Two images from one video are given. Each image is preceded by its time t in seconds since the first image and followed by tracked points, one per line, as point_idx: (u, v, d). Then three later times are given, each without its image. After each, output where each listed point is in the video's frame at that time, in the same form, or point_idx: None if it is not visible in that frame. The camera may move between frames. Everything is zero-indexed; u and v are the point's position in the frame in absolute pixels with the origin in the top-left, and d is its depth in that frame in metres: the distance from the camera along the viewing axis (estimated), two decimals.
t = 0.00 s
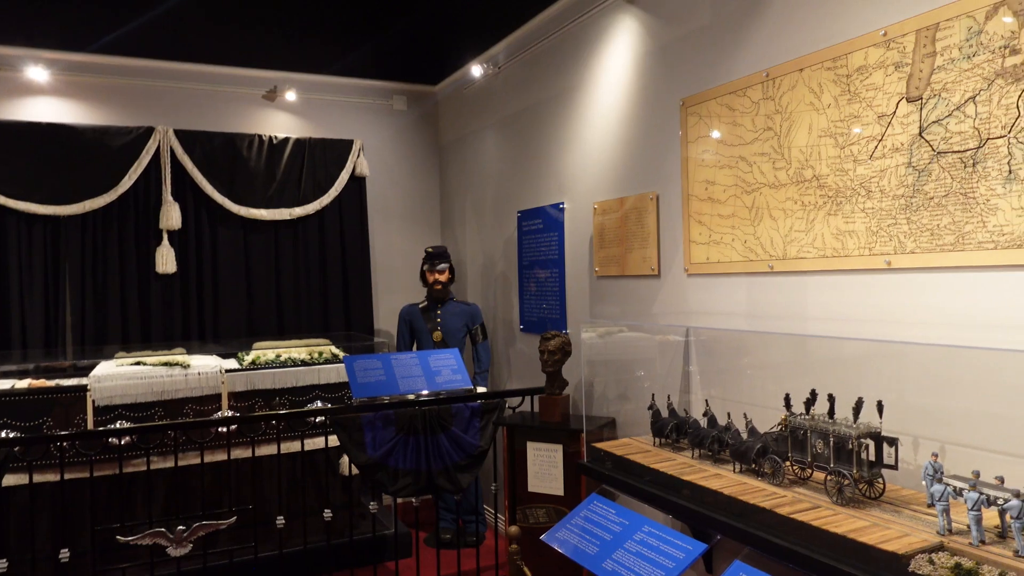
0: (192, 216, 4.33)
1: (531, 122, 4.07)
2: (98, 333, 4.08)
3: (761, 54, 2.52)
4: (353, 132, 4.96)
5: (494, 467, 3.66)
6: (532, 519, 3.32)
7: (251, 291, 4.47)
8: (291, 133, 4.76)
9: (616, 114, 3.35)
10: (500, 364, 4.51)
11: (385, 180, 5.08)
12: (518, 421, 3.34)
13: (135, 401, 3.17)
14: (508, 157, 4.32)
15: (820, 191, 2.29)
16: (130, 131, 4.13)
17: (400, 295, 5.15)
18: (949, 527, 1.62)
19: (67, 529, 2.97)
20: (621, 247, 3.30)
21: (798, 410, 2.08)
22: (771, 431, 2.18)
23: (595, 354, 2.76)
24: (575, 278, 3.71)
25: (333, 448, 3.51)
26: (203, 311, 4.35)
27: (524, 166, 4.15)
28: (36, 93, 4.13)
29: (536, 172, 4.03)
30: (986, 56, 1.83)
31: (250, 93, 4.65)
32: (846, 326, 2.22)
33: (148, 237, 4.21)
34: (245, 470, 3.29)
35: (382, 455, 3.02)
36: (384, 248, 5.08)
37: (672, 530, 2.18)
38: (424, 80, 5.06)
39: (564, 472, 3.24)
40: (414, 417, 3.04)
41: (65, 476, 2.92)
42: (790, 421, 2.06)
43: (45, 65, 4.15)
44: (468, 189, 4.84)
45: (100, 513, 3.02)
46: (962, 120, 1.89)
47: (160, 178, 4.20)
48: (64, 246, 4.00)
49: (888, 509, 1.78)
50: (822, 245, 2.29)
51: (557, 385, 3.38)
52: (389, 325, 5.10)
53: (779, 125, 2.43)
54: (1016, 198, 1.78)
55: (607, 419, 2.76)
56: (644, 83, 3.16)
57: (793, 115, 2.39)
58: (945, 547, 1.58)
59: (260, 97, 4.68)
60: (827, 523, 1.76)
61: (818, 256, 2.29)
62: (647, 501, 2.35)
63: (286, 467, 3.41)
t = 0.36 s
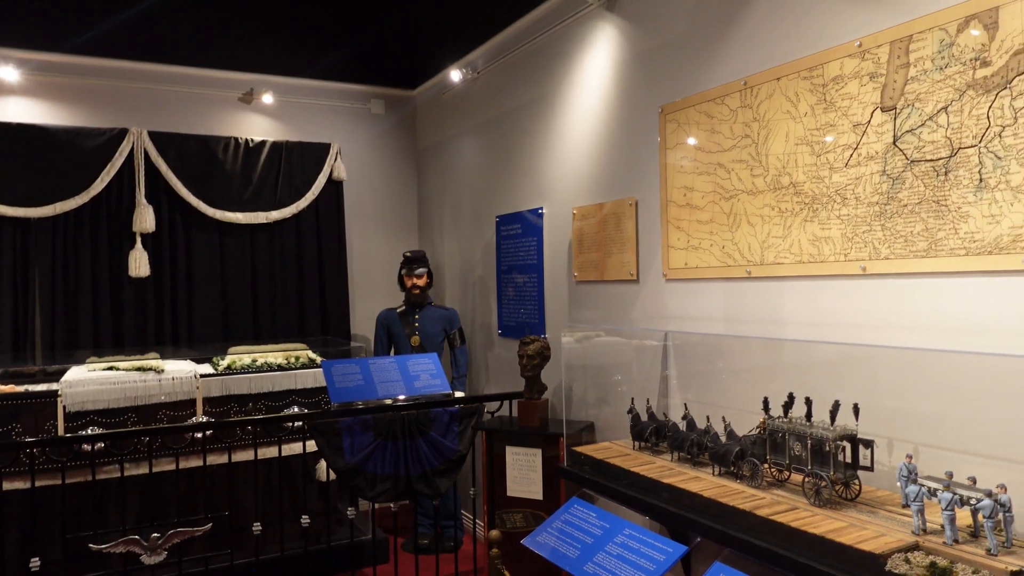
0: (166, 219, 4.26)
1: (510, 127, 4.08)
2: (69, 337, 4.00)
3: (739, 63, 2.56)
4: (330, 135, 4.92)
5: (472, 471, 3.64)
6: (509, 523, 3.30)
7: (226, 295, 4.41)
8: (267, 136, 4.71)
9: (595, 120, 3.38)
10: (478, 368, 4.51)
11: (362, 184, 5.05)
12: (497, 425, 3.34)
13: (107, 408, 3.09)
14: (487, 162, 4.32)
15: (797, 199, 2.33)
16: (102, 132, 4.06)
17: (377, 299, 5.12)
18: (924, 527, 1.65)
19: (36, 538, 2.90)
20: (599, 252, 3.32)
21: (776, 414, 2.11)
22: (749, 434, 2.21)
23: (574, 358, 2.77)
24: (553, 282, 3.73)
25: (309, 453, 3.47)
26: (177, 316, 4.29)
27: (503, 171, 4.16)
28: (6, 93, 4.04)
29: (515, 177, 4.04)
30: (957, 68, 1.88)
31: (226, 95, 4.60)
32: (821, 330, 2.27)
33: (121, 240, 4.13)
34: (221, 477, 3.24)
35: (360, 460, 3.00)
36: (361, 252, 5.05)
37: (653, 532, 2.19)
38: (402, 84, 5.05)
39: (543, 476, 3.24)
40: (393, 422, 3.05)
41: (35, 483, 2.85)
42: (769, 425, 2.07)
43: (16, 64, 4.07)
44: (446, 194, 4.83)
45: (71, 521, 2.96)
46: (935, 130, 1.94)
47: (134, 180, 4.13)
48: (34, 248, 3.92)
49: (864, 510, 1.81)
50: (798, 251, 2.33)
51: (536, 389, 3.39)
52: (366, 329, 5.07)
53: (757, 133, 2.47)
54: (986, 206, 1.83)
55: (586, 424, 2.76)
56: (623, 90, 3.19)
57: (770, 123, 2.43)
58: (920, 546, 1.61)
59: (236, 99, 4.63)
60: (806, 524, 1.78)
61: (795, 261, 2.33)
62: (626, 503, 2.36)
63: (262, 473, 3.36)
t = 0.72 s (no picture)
0: (136, 222, 4.19)
1: (485, 130, 4.09)
2: (34, 342, 3.90)
3: (713, 69, 2.61)
4: (303, 137, 4.89)
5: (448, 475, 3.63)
6: (484, 526, 3.33)
7: (198, 298, 4.35)
8: (239, 138, 4.66)
9: (571, 124, 3.41)
10: (454, 371, 4.51)
11: (335, 186, 5.02)
12: (473, 428, 3.34)
13: (75, 413, 3.05)
14: (462, 165, 4.32)
15: (771, 202, 2.38)
16: (69, 133, 3.98)
17: (351, 302, 5.08)
18: (895, 521, 1.70)
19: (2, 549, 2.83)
20: (576, 255, 3.35)
21: (752, 412, 2.14)
22: (725, 433, 2.23)
23: (551, 360, 2.79)
24: (529, 285, 3.75)
25: (284, 458, 3.43)
26: (147, 320, 4.21)
27: (478, 174, 4.17)
28: None
29: (490, 180, 4.05)
30: (925, 75, 1.94)
31: (197, 97, 4.54)
32: (794, 331, 2.32)
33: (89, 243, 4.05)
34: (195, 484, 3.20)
35: (336, 464, 2.98)
36: (335, 255, 5.02)
37: (632, 531, 2.22)
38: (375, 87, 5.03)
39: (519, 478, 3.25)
40: (370, 426, 3.03)
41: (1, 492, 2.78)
42: (744, 423, 2.10)
43: None
44: (420, 196, 4.82)
45: (39, 530, 2.90)
46: (904, 135, 2.00)
47: (103, 182, 4.06)
48: None
49: (838, 506, 1.85)
50: (772, 253, 2.38)
51: (512, 391, 3.40)
52: (340, 332, 5.03)
53: (731, 138, 2.52)
54: (953, 209, 1.89)
55: (563, 425, 2.78)
56: (598, 95, 3.22)
57: (744, 127, 2.48)
58: (892, 540, 1.65)
59: (208, 101, 4.57)
60: (782, 520, 1.82)
61: (769, 263, 2.38)
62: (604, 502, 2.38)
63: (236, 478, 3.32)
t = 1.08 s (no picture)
0: (101, 224, 4.11)
1: (457, 132, 4.10)
2: None
3: (683, 73, 2.67)
4: (272, 138, 4.84)
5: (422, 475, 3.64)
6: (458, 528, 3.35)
7: (166, 301, 4.28)
8: (207, 139, 4.60)
9: (543, 127, 3.44)
10: (427, 372, 4.51)
11: (305, 188, 4.98)
12: (447, 428, 3.35)
13: (40, 419, 2.98)
14: (434, 166, 4.33)
15: (740, 203, 2.44)
16: (32, 133, 3.89)
17: (322, 304, 5.04)
18: (862, 511, 1.75)
19: None
20: (548, 256, 3.38)
21: (724, 408, 2.19)
22: (697, 429, 2.28)
23: (525, 360, 2.81)
24: (501, 286, 3.77)
25: (257, 461, 3.40)
26: (114, 323, 4.13)
27: (450, 175, 4.17)
28: None
29: (462, 182, 4.06)
30: (888, 81, 2.01)
31: (164, 97, 4.47)
32: (762, 328, 2.38)
33: (53, 246, 3.97)
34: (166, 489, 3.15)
35: (310, 466, 2.95)
36: (305, 256, 4.98)
37: (607, 527, 2.25)
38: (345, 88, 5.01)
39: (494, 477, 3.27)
40: (344, 427, 3.02)
41: None
42: (716, 418, 2.16)
43: None
44: (391, 198, 4.81)
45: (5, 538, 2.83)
46: (867, 138, 2.06)
47: (67, 184, 3.97)
48: None
49: (807, 498, 1.91)
50: (741, 253, 2.43)
51: (486, 391, 3.41)
52: (311, 334, 4.99)
53: (701, 140, 2.57)
54: (915, 211, 1.96)
55: (535, 425, 2.82)
56: (570, 98, 3.26)
57: (714, 130, 2.53)
58: (859, 530, 1.70)
59: (174, 101, 4.50)
60: (753, 513, 1.87)
61: (739, 263, 2.44)
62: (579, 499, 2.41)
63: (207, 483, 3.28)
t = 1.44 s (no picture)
0: (64, 228, 4.02)
1: (427, 134, 4.10)
2: None
3: (651, 79, 2.71)
4: (240, 141, 4.79)
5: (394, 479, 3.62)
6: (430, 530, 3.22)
7: (131, 305, 4.21)
8: (173, 142, 4.53)
9: (513, 131, 3.47)
10: (398, 375, 4.49)
11: (274, 191, 4.93)
12: (420, 431, 3.35)
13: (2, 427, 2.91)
14: (404, 169, 4.32)
15: (707, 207, 2.49)
16: None
17: (291, 308, 5.00)
18: (827, 505, 1.80)
19: None
20: (519, 259, 3.40)
21: (693, 407, 2.24)
22: (667, 428, 2.32)
23: (498, 363, 2.83)
24: (473, 289, 3.79)
25: (226, 467, 3.37)
26: (77, 328, 4.05)
27: (420, 178, 4.18)
28: None
29: (433, 185, 4.07)
30: (848, 88, 2.08)
31: (128, 99, 4.39)
32: (729, 328, 2.43)
33: (14, 250, 3.87)
34: (133, 496, 3.10)
35: (282, 471, 2.94)
36: (274, 260, 4.93)
37: (580, 526, 2.28)
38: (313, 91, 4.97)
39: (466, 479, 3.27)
40: (316, 431, 2.98)
41: None
42: (685, 417, 2.20)
43: None
44: (361, 200, 4.79)
45: None
46: (829, 143, 2.13)
47: (29, 186, 3.88)
48: None
49: (773, 494, 1.96)
50: (709, 255, 2.48)
51: (458, 394, 3.42)
52: (280, 338, 4.95)
53: (669, 144, 2.62)
54: (875, 213, 2.03)
55: (507, 426, 2.83)
56: (540, 102, 3.29)
57: (681, 135, 2.58)
58: (824, 523, 1.75)
59: (140, 103, 4.43)
60: (722, 509, 1.91)
61: (706, 265, 2.49)
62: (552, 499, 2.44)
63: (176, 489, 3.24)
